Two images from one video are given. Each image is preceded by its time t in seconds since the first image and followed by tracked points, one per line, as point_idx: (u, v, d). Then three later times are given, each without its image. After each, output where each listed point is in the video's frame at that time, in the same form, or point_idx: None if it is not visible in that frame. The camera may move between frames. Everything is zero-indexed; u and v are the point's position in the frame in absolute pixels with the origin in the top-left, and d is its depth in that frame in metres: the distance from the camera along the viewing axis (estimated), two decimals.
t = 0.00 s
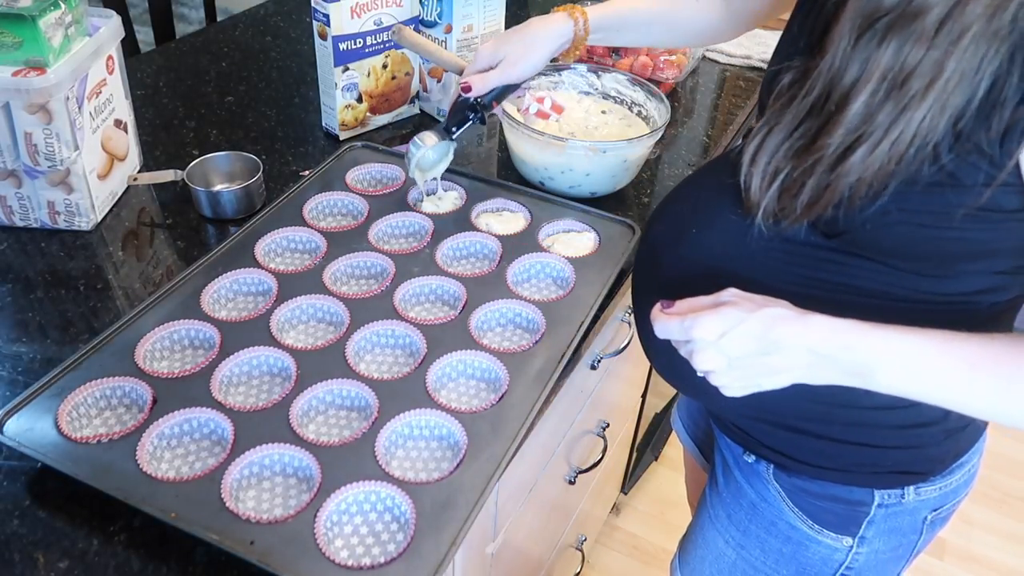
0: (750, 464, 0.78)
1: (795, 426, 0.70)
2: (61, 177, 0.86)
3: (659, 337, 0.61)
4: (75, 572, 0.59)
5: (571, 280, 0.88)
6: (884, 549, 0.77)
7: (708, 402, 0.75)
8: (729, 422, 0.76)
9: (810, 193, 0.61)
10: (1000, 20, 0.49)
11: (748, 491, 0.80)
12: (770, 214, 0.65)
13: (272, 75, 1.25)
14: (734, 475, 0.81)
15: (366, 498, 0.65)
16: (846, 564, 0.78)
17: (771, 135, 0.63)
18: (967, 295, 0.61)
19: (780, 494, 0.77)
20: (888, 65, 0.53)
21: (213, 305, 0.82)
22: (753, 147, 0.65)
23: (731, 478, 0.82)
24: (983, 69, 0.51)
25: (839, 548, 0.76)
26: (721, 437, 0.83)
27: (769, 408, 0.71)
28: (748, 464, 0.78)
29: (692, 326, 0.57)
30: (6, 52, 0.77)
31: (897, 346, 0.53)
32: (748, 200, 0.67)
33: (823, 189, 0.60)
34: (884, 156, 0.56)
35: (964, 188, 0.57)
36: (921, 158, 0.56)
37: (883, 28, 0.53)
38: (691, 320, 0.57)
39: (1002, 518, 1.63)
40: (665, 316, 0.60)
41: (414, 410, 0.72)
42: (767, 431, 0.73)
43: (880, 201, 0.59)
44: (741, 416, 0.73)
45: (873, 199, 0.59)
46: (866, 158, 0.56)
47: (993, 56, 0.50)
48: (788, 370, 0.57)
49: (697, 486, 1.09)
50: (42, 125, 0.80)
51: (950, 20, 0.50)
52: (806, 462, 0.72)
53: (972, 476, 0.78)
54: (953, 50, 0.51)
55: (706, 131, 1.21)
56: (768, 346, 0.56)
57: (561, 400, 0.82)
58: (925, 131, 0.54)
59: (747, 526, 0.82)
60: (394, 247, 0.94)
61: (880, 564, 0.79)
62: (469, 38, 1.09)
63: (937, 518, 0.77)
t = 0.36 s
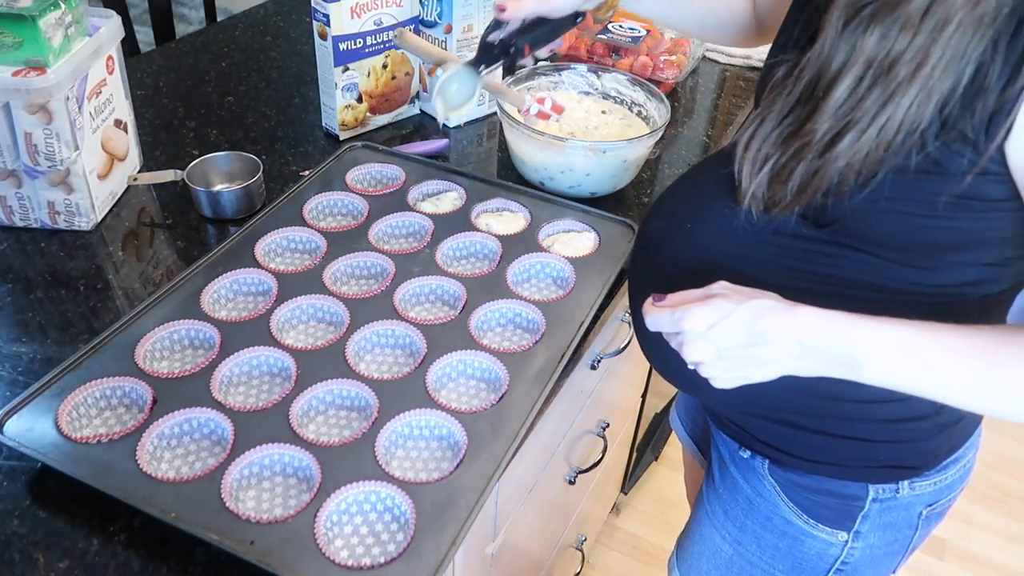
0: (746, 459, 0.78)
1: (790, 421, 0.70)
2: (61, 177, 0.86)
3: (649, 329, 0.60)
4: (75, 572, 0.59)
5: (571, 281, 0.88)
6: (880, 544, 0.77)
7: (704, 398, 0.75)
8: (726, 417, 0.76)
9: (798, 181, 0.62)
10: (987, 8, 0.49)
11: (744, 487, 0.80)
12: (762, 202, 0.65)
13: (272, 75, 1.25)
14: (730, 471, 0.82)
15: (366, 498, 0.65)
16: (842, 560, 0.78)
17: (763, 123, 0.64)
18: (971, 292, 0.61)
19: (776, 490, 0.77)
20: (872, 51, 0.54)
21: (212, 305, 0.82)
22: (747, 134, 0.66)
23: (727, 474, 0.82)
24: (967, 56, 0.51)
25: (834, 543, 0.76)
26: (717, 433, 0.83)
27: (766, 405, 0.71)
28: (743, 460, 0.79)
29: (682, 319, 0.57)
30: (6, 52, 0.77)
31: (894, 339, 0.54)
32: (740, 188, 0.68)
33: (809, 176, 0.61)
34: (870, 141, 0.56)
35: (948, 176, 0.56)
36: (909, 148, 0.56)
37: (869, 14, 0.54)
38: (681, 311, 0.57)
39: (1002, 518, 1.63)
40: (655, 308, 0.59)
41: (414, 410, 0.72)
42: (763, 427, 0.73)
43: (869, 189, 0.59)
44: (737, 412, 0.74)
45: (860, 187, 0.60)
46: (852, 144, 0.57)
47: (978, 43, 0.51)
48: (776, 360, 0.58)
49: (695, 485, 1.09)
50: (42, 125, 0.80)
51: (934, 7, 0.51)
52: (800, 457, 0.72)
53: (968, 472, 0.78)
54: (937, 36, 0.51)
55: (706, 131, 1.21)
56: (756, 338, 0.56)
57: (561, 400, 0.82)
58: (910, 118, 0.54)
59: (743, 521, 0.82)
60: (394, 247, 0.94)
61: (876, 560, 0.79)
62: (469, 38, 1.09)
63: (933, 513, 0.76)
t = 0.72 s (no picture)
0: (739, 452, 0.78)
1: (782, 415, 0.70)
2: (61, 177, 0.86)
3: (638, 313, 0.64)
4: (75, 573, 0.59)
5: (571, 281, 0.88)
6: (872, 539, 0.76)
7: (697, 391, 0.76)
8: (720, 411, 0.77)
9: (776, 173, 0.61)
10: None
11: (737, 480, 0.80)
12: (744, 193, 0.66)
13: (272, 74, 1.25)
14: (724, 464, 0.82)
15: (366, 498, 0.65)
16: (833, 553, 0.77)
17: (745, 115, 0.63)
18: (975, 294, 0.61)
19: (768, 483, 0.77)
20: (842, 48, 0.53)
21: (213, 305, 0.82)
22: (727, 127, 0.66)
23: (722, 467, 0.82)
24: (937, 49, 0.50)
25: (826, 536, 0.76)
26: (713, 427, 0.83)
27: (757, 397, 0.71)
28: (737, 453, 0.79)
29: (664, 301, 0.60)
30: (6, 52, 0.77)
31: (893, 336, 0.53)
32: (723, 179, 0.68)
33: (787, 169, 0.60)
34: (845, 134, 0.55)
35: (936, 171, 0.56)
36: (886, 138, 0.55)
37: (842, 9, 0.52)
38: (663, 295, 0.60)
39: (1002, 518, 1.62)
40: (642, 292, 0.63)
41: (414, 410, 0.72)
42: (756, 420, 0.73)
43: (846, 178, 0.59)
44: (729, 404, 0.74)
45: (837, 177, 0.60)
46: (827, 137, 0.56)
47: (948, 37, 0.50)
48: (752, 348, 0.59)
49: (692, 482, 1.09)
50: (42, 125, 0.80)
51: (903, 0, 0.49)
52: (792, 450, 0.72)
53: (962, 469, 0.78)
54: (907, 29, 0.50)
55: (706, 131, 1.21)
56: (734, 322, 0.58)
57: (561, 400, 0.82)
58: (885, 111, 0.53)
59: (736, 514, 0.82)
60: (394, 247, 0.94)
61: (868, 555, 0.78)
62: (469, 38, 1.09)
63: (925, 509, 0.76)
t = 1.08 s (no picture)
0: (735, 453, 0.78)
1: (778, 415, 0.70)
2: (61, 177, 0.86)
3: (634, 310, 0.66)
4: (75, 573, 0.59)
5: (571, 280, 0.88)
6: (866, 542, 0.76)
7: (694, 391, 0.76)
8: (718, 411, 0.77)
9: (769, 174, 0.61)
10: None
11: (733, 481, 0.80)
12: (738, 194, 0.66)
13: (272, 74, 1.25)
14: (721, 466, 0.82)
15: (366, 498, 0.65)
16: (828, 556, 0.77)
17: (740, 115, 0.63)
18: (975, 296, 0.61)
19: (764, 485, 0.77)
20: (835, 49, 0.53)
21: (213, 305, 0.82)
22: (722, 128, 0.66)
23: (718, 468, 0.83)
24: (926, 52, 0.50)
25: (820, 538, 0.76)
26: (710, 428, 0.84)
27: (753, 398, 0.71)
28: (733, 454, 0.79)
29: (657, 299, 0.62)
30: (5, 52, 0.77)
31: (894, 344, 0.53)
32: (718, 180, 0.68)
33: (779, 170, 0.60)
34: (838, 135, 0.55)
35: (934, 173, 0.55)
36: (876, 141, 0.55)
37: (834, 10, 0.52)
38: (657, 293, 0.62)
39: (1002, 518, 1.63)
40: (637, 290, 0.65)
41: (415, 410, 0.72)
42: (753, 419, 0.73)
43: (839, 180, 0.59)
44: (725, 405, 0.74)
45: (831, 178, 0.59)
46: (820, 138, 0.56)
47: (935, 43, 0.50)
48: (744, 345, 0.60)
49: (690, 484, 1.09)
50: (42, 125, 0.80)
51: (894, 2, 0.49)
52: (787, 452, 0.72)
53: (959, 474, 0.77)
54: (898, 30, 0.50)
55: (706, 131, 1.21)
56: (723, 320, 0.59)
57: (561, 400, 0.82)
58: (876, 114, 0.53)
59: (732, 515, 0.83)
60: (394, 247, 0.94)
61: (863, 559, 0.78)
62: (469, 38, 1.09)
63: (922, 514, 0.76)
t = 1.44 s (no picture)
0: (730, 458, 0.79)
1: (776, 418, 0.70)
2: (61, 177, 0.86)
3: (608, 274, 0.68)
4: (75, 572, 0.59)
5: (571, 281, 0.88)
6: (860, 550, 0.76)
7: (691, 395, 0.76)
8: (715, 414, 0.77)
9: (767, 182, 0.61)
10: (945, 11, 0.47)
11: (728, 485, 0.80)
12: (737, 200, 0.65)
13: (272, 74, 1.25)
14: (716, 470, 0.82)
15: (366, 498, 0.65)
16: (822, 563, 0.78)
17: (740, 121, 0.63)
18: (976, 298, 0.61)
19: (759, 490, 0.77)
20: (835, 61, 0.52)
21: (213, 305, 0.82)
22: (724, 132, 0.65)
23: (714, 473, 0.83)
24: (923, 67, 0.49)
25: (813, 545, 0.76)
26: (707, 432, 0.84)
27: (749, 404, 0.70)
28: (729, 459, 0.79)
29: (628, 265, 0.64)
30: (5, 52, 0.77)
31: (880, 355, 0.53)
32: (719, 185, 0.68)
33: (777, 180, 0.60)
34: (834, 146, 0.55)
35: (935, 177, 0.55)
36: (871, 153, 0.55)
37: (835, 21, 0.52)
38: (628, 259, 0.64)
39: (1002, 518, 1.63)
40: (612, 254, 0.67)
41: (415, 410, 0.72)
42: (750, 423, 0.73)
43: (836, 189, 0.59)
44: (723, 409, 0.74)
45: (826, 189, 0.59)
46: (817, 148, 0.55)
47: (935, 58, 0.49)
48: (706, 323, 0.61)
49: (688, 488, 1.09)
50: (42, 125, 0.80)
51: (895, 13, 0.48)
52: (782, 458, 0.72)
53: (957, 484, 0.77)
54: (898, 42, 0.49)
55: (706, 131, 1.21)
56: (688, 293, 0.61)
57: (561, 400, 0.82)
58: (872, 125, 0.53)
59: (726, 520, 0.83)
60: (394, 247, 0.94)
61: (858, 566, 0.79)
62: (469, 37, 1.09)
63: (917, 523, 0.76)
